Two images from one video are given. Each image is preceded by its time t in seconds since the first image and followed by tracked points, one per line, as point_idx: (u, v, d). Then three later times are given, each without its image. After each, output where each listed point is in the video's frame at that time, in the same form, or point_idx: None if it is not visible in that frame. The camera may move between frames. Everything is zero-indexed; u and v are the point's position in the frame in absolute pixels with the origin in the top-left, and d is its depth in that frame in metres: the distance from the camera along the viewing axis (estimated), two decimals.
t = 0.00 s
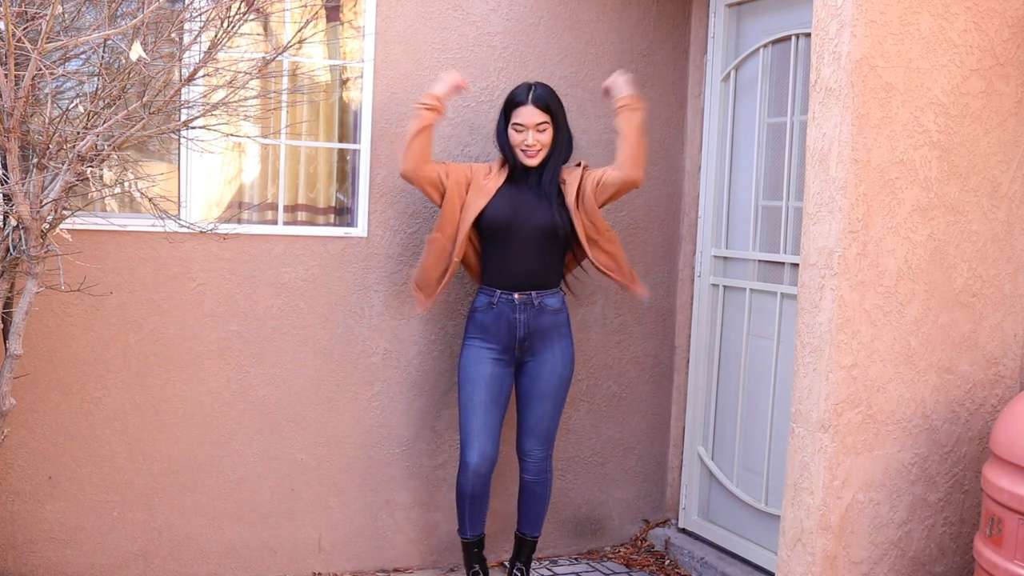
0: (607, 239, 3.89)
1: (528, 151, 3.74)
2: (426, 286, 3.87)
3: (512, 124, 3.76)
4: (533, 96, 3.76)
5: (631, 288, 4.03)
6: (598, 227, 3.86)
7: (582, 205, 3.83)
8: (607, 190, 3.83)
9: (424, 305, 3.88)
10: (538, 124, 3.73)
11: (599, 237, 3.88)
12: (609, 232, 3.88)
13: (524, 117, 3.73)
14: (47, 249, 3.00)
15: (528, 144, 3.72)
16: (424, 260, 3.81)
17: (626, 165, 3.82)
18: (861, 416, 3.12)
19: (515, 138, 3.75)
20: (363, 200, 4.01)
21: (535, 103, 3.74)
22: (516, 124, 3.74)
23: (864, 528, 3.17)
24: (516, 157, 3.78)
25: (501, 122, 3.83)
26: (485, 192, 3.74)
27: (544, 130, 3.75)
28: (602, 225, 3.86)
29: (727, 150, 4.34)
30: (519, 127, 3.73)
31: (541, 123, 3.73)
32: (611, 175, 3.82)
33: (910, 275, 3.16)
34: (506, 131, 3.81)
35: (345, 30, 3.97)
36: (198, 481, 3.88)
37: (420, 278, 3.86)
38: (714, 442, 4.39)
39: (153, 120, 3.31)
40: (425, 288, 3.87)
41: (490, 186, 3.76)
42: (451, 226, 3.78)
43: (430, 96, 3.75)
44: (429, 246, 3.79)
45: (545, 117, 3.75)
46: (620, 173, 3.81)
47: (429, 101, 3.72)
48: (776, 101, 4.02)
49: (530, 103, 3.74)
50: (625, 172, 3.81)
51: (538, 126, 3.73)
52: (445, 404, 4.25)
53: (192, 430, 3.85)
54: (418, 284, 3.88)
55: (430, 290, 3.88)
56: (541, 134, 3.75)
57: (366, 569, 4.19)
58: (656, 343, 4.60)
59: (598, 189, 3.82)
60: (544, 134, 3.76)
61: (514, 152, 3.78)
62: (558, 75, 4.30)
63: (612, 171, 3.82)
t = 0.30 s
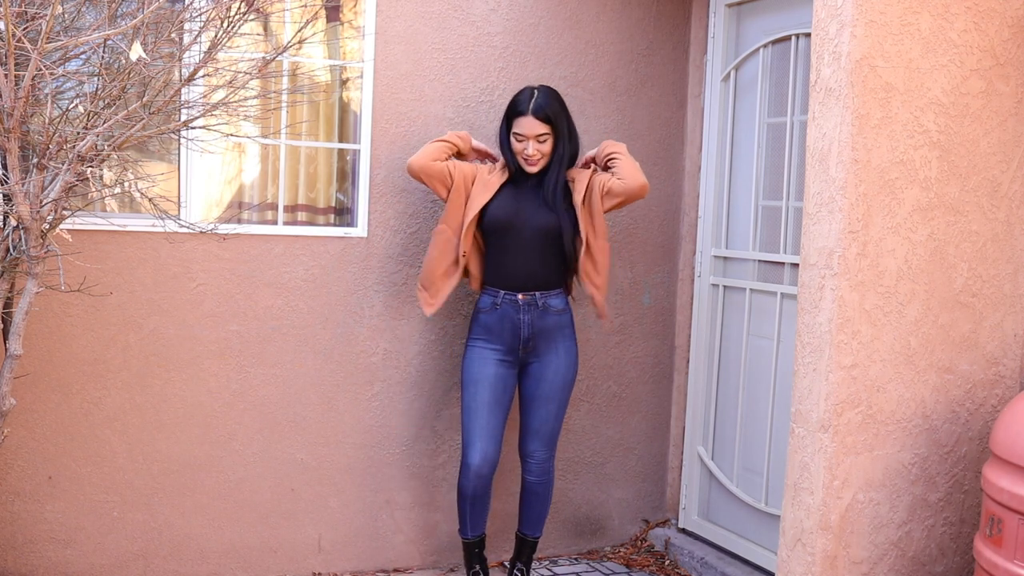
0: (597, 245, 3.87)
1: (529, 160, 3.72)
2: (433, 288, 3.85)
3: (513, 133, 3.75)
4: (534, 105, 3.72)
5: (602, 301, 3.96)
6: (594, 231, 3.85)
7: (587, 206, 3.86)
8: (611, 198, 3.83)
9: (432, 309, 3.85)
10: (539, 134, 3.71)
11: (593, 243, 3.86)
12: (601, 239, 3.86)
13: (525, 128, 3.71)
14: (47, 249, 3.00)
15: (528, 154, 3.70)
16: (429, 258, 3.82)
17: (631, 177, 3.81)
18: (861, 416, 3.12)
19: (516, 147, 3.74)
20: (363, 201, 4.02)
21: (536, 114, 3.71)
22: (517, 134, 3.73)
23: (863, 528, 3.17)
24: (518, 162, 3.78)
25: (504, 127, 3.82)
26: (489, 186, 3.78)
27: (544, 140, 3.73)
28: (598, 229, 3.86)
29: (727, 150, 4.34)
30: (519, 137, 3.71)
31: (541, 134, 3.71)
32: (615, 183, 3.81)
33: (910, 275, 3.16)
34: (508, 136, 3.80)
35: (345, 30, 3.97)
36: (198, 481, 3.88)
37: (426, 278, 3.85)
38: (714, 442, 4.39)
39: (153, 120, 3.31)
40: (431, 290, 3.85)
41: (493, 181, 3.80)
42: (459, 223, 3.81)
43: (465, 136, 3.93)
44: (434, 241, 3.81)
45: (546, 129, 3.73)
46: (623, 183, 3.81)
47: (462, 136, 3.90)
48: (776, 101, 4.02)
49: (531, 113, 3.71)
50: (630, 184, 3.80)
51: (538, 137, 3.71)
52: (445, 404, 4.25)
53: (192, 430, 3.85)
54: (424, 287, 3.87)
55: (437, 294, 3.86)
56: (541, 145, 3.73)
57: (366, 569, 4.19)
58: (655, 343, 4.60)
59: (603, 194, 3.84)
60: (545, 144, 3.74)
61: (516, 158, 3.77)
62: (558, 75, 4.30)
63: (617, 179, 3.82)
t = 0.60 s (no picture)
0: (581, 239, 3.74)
1: (530, 163, 3.70)
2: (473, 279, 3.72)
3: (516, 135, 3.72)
4: (538, 108, 3.69)
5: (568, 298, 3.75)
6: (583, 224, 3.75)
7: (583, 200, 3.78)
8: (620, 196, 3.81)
9: (483, 299, 3.71)
10: (542, 137, 3.68)
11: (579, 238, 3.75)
12: (585, 233, 3.73)
13: (528, 130, 3.68)
14: (47, 249, 3.00)
15: (530, 157, 3.67)
16: (462, 249, 3.69)
17: (637, 170, 3.80)
18: (861, 416, 3.12)
19: (518, 149, 3.72)
20: (363, 201, 4.02)
21: (540, 117, 3.68)
22: (520, 136, 3.70)
23: (863, 528, 3.17)
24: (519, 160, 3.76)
25: (508, 126, 3.79)
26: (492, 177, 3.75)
27: (548, 143, 3.70)
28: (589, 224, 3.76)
29: (727, 150, 4.34)
30: (521, 139, 3.69)
31: (545, 138, 3.69)
32: (622, 179, 3.79)
33: (910, 275, 3.16)
34: (512, 136, 3.77)
35: (345, 30, 3.97)
36: (198, 481, 3.88)
37: (465, 270, 3.70)
38: (714, 442, 4.39)
39: (153, 120, 3.31)
40: (470, 282, 3.71)
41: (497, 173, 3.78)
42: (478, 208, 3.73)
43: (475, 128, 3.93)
44: (463, 230, 3.69)
45: (550, 132, 3.70)
46: (630, 178, 3.79)
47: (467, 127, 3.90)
48: (776, 100, 4.02)
49: (535, 116, 3.68)
50: (636, 177, 3.78)
51: (541, 140, 3.68)
52: (445, 404, 4.25)
53: (192, 430, 3.85)
54: (465, 281, 3.71)
55: (481, 283, 3.72)
56: (545, 148, 3.70)
57: (366, 569, 4.18)
58: (656, 343, 4.60)
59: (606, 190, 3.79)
60: (548, 147, 3.71)
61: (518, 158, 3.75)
62: (558, 75, 4.30)
63: (624, 175, 3.80)
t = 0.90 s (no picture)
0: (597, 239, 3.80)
1: (531, 164, 3.71)
2: (470, 272, 3.74)
3: (518, 136, 3.72)
4: (540, 110, 3.69)
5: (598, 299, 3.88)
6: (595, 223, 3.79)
7: (588, 200, 3.81)
8: (623, 186, 3.83)
9: (480, 293, 3.74)
10: (544, 139, 3.68)
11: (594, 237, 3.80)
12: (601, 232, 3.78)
13: (530, 132, 3.68)
14: (47, 249, 3.00)
15: (530, 159, 3.68)
16: (463, 240, 3.70)
17: (637, 156, 3.82)
18: (861, 416, 3.12)
19: (519, 150, 3.72)
20: (363, 200, 4.02)
21: (541, 119, 3.68)
22: (521, 138, 3.70)
23: (864, 528, 3.17)
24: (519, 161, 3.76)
25: (508, 128, 3.80)
26: (493, 173, 3.77)
27: (549, 146, 3.71)
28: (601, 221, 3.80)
29: (727, 149, 4.34)
30: (523, 141, 3.69)
31: (546, 140, 3.69)
32: (624, 170, 3.82)
33: (910, 275, 3.17)
34: (512, 137, 3.77)
35: (344, 30, 3.97)
36: (198, 481, 3.87)
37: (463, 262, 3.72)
38: (714, 442, 4.40)
39: (153, 120, 3.31)
40: (467, 275, 3.74)
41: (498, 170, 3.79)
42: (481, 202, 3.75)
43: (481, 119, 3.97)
44: (465, 221, 3.70)
45: (552, 134, 3.70)
46: (631, 167, 3.81)
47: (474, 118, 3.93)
48: (776, 100, 4.02)
49: (536, 118, 3.68)
50: (637, 165, 3.81)
51: (543, 143, 3.69)
52: (445, 404, 4.25)
53: (192, 430, 3.85)
54: (462, 273, 3.73)
55: (477, 277, 3.75)
56: (546, 150, 3.70)
57: (366, 569, 4.18)
58: (655, 343, 4.60)
59: (610, 184, 3.83)
60: (550, 149, 3.71)
61: (518, 159, 3.75)
62: (558, 75, 4.30)
63: (625, 165, 3.83)
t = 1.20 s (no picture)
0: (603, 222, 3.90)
1: (530, 166, 3.71)
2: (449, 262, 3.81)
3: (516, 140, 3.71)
4: (539, 113, 3.69)
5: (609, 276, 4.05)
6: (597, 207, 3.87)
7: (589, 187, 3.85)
8: (615, 163, 3.88)
9: (453, 284, 3.82)
10: (543, 142, 3.68)
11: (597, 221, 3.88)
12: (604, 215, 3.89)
13: (529, 136, 3.68)
14: (47, 249, 3.00)
15: (529, 161, 3.69)
16: (451, 232, 3.76)
17: (626, 129, 3.87)
18: (861, 416, 3.12)
19: (518, 152, 3.72)
20: (363, 200, 4.02)
21: (540, 122, 3.68)
22: (519, 140, 3.70)
23: (864, 528, 3.17)
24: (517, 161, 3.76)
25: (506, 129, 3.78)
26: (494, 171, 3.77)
27: (548, 148, 3.71)
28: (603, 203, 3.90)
29: (727, 149, 4.34)
30: (521, 144, 3.68)
31: (546, 142, 3.69)
32: (614, 146, 3.86)
33: (910, 275, 3.16)
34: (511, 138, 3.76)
35: (344, 30, 3.97)
36: (198, 481, 3.88)
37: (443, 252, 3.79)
38: (714, 442, 4.39)
39: (153, 120, 3.31)
40: (447, 264, 3.81)
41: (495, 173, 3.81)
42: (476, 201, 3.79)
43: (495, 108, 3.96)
44: (457, 216, 3.74)
45: (551, 137, 3.71)
46: (621, 141, 3.86)
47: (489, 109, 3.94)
48: (776, 100, 4.02)
49: (535, 122, 3.68)
50: (626, 138, 3.86)
51: (541, 146, 3.69)
52: (445, 404, 4.25)
53: (192, 430, 3.85)
54: (442, 260, 3.80)
55: (455, 267, 3.83)
56: (545, 152, 3.71)
57: (366, 569, 4.18)
58: (655, 343, 4.60)
59: (604, 165, 3.87)
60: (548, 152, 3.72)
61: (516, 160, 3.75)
62: (558, 75, 4.30)
63: (615, 141, 3.87)
